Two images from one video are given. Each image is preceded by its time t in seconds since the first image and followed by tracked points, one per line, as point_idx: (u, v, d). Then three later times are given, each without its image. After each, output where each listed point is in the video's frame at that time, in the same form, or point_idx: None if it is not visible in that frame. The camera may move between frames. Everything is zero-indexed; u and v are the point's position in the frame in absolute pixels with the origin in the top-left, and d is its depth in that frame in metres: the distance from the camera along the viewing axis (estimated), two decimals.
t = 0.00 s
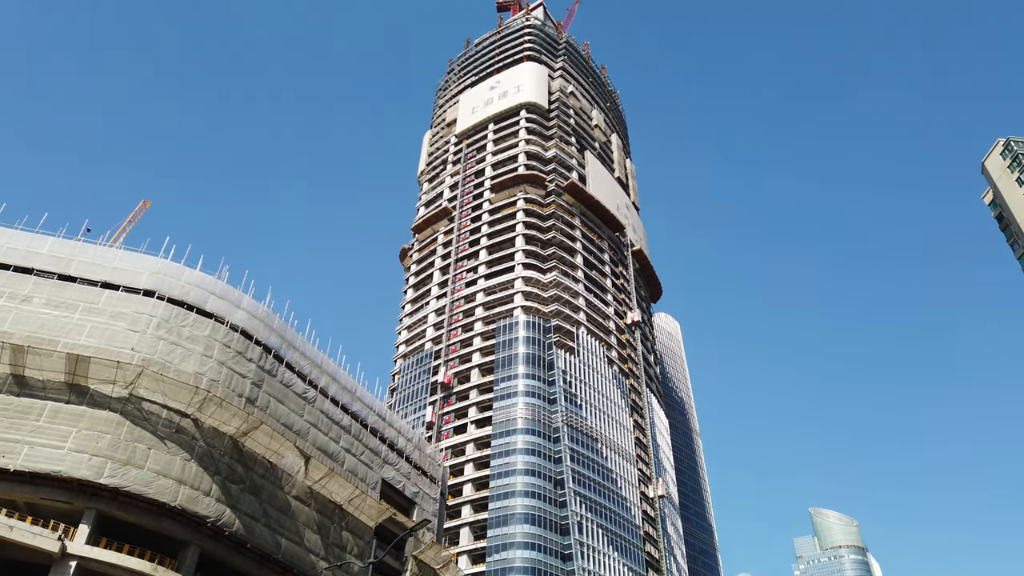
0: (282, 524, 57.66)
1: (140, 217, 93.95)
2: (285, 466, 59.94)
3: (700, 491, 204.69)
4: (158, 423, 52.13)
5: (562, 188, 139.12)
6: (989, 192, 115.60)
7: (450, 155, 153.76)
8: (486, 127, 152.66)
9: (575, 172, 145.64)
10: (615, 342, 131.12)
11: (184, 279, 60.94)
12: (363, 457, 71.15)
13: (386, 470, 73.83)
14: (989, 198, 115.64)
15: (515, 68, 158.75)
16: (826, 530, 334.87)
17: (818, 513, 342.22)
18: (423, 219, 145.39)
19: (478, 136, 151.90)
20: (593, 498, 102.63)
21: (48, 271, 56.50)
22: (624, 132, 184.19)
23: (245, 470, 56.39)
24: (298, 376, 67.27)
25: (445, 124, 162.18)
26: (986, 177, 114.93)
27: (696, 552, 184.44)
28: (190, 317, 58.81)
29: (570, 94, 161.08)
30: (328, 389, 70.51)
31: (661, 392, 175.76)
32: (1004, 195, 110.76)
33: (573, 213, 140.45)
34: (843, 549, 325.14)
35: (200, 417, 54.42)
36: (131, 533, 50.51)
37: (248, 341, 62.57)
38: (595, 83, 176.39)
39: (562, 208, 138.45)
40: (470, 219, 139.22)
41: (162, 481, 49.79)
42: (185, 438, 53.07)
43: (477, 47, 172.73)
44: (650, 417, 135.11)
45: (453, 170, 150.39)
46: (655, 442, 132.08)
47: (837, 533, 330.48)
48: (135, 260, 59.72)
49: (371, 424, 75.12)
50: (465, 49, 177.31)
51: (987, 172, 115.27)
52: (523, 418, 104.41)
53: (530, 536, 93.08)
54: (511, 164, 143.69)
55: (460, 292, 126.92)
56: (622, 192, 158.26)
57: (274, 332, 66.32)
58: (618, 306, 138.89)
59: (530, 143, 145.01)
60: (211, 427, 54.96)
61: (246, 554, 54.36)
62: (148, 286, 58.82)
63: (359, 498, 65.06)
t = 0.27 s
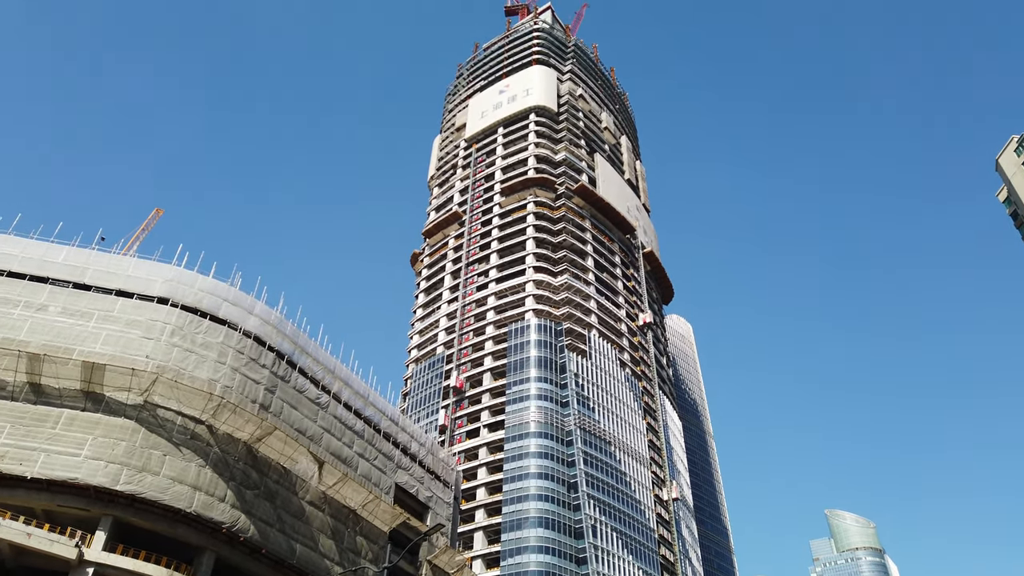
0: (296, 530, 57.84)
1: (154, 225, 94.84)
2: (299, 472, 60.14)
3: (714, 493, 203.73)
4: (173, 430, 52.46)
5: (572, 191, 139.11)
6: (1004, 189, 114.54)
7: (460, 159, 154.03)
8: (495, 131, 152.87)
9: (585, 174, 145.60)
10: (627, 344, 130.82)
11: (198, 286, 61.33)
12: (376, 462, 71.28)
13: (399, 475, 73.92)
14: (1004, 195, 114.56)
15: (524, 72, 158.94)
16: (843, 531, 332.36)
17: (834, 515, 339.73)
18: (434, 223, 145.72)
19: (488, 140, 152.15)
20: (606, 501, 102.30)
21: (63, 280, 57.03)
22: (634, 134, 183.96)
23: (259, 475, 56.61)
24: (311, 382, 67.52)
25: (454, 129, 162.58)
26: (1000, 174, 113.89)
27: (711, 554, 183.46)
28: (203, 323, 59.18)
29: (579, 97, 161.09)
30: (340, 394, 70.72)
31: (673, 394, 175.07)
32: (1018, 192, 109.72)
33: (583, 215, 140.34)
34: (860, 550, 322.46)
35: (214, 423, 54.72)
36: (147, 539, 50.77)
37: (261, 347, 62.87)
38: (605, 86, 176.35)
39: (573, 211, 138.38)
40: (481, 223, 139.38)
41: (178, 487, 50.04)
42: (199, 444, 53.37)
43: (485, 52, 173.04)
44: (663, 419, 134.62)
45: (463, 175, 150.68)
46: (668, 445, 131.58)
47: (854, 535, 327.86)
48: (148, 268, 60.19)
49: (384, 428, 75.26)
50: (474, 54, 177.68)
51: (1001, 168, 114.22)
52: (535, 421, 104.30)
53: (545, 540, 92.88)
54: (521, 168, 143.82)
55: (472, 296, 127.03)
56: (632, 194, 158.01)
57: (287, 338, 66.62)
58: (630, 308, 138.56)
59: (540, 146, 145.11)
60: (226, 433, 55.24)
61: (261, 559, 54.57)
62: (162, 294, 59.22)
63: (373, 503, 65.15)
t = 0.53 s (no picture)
0: (309, 535, 57.98)
1: (164, 232, 95.45)
2: (311, 477, 60.31)
3: (727, 496, 202.71)
4: (186, 436, 52.72)
5: (581, 194, 139.06)
6: (1016, 187, 113.68)
7: (468, 163, 154.28)
8: (503, 135, 153.06)
9: (593, 177, 145.54)
10: (638, 347, 130.51)
11: (209, 293, 61.68)
12: (387, 467, 71.37)
13: (411, 479, 73.99)
14: (1016, 193, 113.67)
15: (531, 76, 159.11)
16: (858, 533, 329.81)
17: (848, 517, 337.18)
18: (443, 228, 145.95)
19: (496, 144, 152.34)
20: (619, 504, 101.99)
21: (76, 288, 57.50)
22: (642, 136, 183.81)
23: (272, 481, 56.80)
24: (322, 387, 67.72)
25: (462, 133, 162.90)
26: (1013, 171, 113.08)
27: (725, 557, 182.43)
28: (215, 330, 59.50)
29: (587, 99, 161.10)
30: (352, 400, 70.90)
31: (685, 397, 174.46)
32: None
33: (592, 218, 140.27)
34: (875, 552, 319.78)
35: (227, 429, 54.96)
36: (161, 546, 50.97)
37: (272, 353, 63.11)
38: (612, 88, 176.29)
39: (581, 214, 138.30)
40: (489, 227, 139.48)
41: (191, 493, 50.28)
42: (212, 450, 53.61)
43: (492, 56, 173.32)
44: (675, 421, 134.15)
45: (471, 179, 150.89)
46: (680, 448, 131.07)
47: (869, 537, 325.31)
48: (160, 275, 60.60)
49: (395, 433, 75.36)
50: (481, 58, 178.05)
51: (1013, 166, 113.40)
52: (546, 425, 104.18)
53: (557, 544, 92.66)
54: (529, 171, 143.91)
55: (481, 300, 127.08)
56: (641, 196, 157.79)
57: (298, 343, 66.86)
58: (640, 310, 138.27)
59: (548, 149, 145.17)
60: (238, 439, 55.47)
61: (274, 565, 54.73)
62: (173, 301, 59.57)
63: (385, 508, 65.18)
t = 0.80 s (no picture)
0: (321, 540, 58.10)
1: (175, 239, 96.01)
2: (323, 482, 60.44)
3: (739, 498, 201.76)
4: (198, 442, 52.95)
5: (589, 197, 138.97)
6: None
7: (476, 167, 154.51)
8: (511, 139, 153.20)
9: (601, 179, 145.48)
10: (648, 349, 130.18)
11: (220, 300, 62.00)
12: (399, 471, 71.44)
13: (422, 483, 74.03)
14: None
15: (538, 79, 159.20)
16: (873, 535, 327.55)
17: (863, 518, 334.96)
18: (451, 232, 146.18)
19: (504, 147, 152.50)
20: (630, 508, 101.67)
21: (88, 295, 57.95)
22: (650, 138, 183.56)
23: (283, 486, 56.97)
24: (333, 392, 67.90)
25: (470, 137, 163.18)
26: None
27: (738, 560, 181.52)
28: (226, 336, 59.76)
29: (594, 102, 161.03)
30: (362, 404, 71.04)
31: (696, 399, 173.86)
32: None
33: (601, 220, 140.15)
34: (890, 554, 317.42)
35: (238, 435, 55.15)
36: (174, 551, 51.15)
37: (283, 358, 63.31)
38: (620, 90, 176.20)
39: (590, 217, 138.18)
40: (498, 230, 139.58)
41: (203, 499, 50.48)
42: (224, 456, 53.81)
43: (499, 60, 173.60)
44: (686, 423, 133.69)
45: (480, 183, 151.06)
46: (692, 450, 130.58)
47: (884, 539, 322.99)
48: (171, 282, 60.95)
49: (406, 437, 75.45)
50: (488, 62, 178.35)
51: None
52: (557, 428, 104.00)
53: (569, 547, 92.43)
54: (537, 174, 143.97)
55: (491, 304, 127.11)
56: (649, 198, 157.55)
57: (308, 348, 67.06)
58: (650, 312, 137.93)
59: (556, 152, 145.20)
60: (249, 445, 55.65)
61: (286, 570, 54.87)
62: (184, 307, 59.87)
63: (397, 512, 65.21)
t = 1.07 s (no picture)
0: (333, 545, 58.22)
1: (185, 247, 96.67)
2: (334, 487, 60.49)
3: (752, 500, 200.87)
4: (210, 448, 53.15)
5: (597, 199, 138.87)
6: None
7: (484, 171, 154.70)
8: (518, 142, 153.31)
9: (609, 182, 145.45)
10: (658, 351, 129.83)
11: (230, 306, 62.29)
12: (410, 475, 71.48)
13: (433, 488, 74.05)
14: None
15: (545, 83, 159.32)
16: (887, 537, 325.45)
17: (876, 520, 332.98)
18: (460, 236, 146.38)
19: (511, 151, 152.65)
20: (642, 510, 101.33)
21: (100, 303, 58.35)
22: (658, 140, 183.35)
23: (295, 491, 57.10)
24: (343, 397, 68.05)
25: (477, 141, 163.45)
26: None
27: (751, 562, 180.67)
28: (237, 341, 60.02)
29: (602, 104, 160.98)
30: (373, 409, 71.17)
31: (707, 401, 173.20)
32: None
33: (609, 223, 140.03)
34: (904, 556, 315.19)
35: (250, 440, 55.33)
36: (187, 557, 51.33)
37: (293, 363, 63.50)
38: (627, 93, 176.18)
39: (598, 219, 138.06)
40: (507, 234, 139.65)
41: (216, 505, 50.67)
42: (236, 461, 53.99)
43: (506, 64, 173.91)
44: (697, 426, 133.22)
45: (488, 187, 151.23)
46: (703, 452, 130.12)
47: (898, 540, 320.83)
48: (181, 289, 61.30)
49: (417, 442, 75.51)
50: (494, 66, 178.66)
51: None
52: (567, 431, 103.79)
53: (581, 550, 92.19)
54: (545, 177, 144.00)
55: (500, 307, 127.10)
56: (658, 200, 157.34)
57: (319, 354, 67.26)
58: (659, 314, 137.59)
59: (564, 155, 145.26)
60: (261, 450, 55.81)
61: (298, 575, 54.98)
62: (195, 314, 60.19)
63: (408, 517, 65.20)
